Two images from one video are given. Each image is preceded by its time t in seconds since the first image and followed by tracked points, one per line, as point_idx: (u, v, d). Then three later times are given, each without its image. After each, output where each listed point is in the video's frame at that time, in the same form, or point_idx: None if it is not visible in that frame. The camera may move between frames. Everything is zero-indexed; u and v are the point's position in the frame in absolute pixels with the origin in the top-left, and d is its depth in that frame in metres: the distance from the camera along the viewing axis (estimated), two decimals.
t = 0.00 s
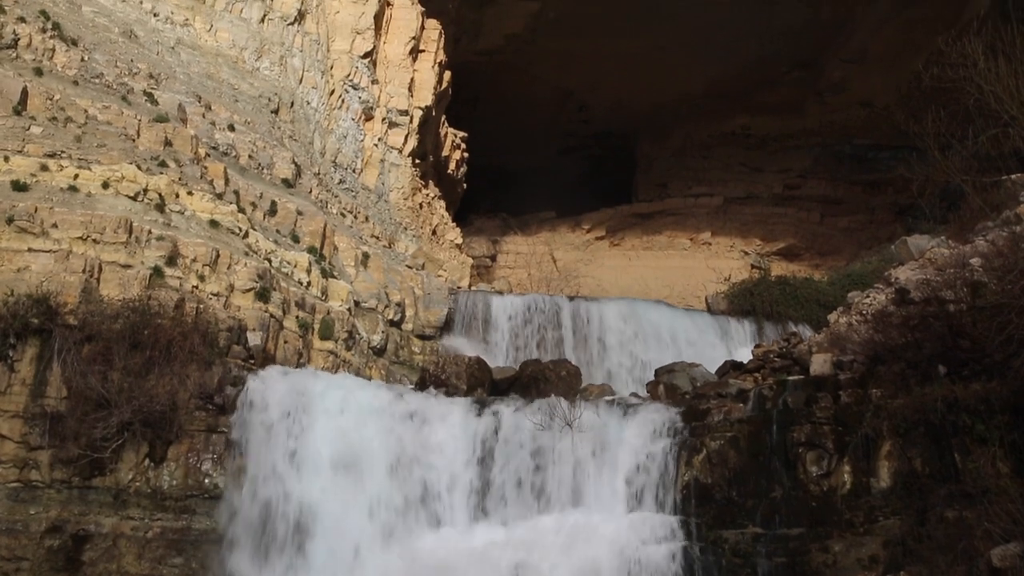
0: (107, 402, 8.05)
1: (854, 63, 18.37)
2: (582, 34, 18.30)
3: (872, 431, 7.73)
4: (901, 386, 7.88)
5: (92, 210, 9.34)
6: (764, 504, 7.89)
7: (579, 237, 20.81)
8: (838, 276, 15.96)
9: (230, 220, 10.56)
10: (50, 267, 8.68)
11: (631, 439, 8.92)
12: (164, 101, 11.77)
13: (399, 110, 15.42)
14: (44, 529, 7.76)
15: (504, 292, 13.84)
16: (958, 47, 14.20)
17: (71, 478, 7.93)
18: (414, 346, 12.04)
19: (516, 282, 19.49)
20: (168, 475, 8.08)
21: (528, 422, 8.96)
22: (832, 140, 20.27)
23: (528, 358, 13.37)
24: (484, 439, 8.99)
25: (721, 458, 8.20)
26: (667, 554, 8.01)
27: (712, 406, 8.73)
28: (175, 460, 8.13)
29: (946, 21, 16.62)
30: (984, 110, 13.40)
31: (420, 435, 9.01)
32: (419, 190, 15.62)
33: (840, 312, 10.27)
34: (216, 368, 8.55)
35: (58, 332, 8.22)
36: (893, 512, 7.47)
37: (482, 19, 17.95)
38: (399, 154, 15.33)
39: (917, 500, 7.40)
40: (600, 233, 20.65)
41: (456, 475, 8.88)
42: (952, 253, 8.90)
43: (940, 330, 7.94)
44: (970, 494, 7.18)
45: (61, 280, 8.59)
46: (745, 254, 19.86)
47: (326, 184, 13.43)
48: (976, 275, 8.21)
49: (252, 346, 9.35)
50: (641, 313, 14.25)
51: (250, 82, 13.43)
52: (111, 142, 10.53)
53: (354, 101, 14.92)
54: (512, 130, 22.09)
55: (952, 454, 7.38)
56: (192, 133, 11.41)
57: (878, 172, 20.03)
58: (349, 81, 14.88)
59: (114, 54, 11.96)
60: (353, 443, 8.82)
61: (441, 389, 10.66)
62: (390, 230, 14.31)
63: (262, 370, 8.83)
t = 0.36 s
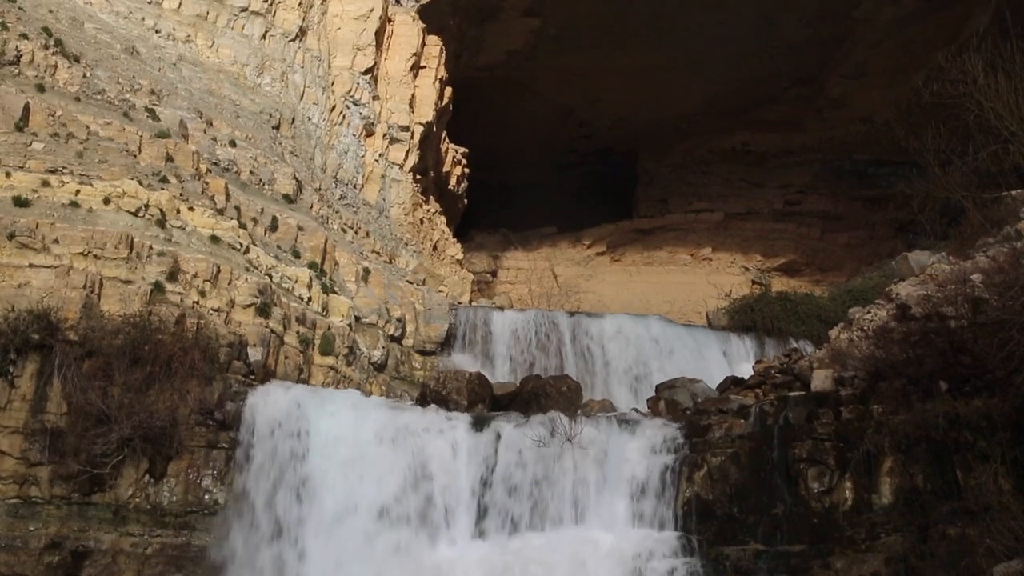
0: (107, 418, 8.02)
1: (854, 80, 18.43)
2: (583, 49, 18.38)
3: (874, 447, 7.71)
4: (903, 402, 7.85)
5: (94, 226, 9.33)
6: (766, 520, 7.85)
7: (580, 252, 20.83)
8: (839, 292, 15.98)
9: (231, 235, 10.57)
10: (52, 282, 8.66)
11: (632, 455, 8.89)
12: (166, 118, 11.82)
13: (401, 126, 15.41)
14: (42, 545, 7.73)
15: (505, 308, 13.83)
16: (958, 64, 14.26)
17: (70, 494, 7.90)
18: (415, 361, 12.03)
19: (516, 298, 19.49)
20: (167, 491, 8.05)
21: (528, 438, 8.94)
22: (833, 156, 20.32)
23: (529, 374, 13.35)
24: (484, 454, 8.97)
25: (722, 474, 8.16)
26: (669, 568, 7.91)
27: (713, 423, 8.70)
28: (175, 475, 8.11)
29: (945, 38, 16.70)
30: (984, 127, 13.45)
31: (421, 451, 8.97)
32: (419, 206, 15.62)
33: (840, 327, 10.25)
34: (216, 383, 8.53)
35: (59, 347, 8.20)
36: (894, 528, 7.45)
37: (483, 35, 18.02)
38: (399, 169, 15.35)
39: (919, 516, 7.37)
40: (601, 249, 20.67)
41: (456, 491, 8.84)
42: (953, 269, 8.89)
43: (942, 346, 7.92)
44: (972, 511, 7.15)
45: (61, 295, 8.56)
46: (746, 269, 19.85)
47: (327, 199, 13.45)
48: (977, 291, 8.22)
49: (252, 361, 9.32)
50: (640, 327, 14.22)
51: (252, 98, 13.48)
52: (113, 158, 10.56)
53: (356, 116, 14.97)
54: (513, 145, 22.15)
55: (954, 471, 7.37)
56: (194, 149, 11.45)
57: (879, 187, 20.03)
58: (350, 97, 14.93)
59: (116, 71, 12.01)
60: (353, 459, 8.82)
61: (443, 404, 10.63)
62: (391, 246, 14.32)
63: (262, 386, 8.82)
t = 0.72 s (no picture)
0: (107, 432, 7.99)
1: (854, 95, 18.49)
2: (584, 64, 18.48)
3: (875, 462, 7.67)
4: (904, 417, 7.83)
5: (95, 241, 9.32)
6: (767, 535, 7.82)
7: (580, 267, 20.83)
8: (839, 307, 16.01)
9: (232, 250, 10.58)
10: (53, 297, 8.67)
11: (633, 470, 8.87)
12: (168, 132, 11.86)
13: (401, 141, 15.49)
14: (42, 560, 7.72)
15: (505, 322, 13.82)
16: (958, 80, 14.30)
17: (69, 509, 7.87)
18: (415, 376, 12.00)
19: (517, 312, 19.49)
20: (167, 505, 8.02)
21: (529, 452, 8.92)
22: (832, 171, 20.38)
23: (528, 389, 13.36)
24: (485, 469, 8.95)
25: (723, 489, 8.12)
26: None
27: (714, 437, 8.70)
28: (175, 490, 8.08)
29: (945, 53, 16.60)
30: (984, 143, 13.50)
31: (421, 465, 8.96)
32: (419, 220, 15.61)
33: (840, 343, 10.28)
34: (217, 399, 8.54)
35: (59, 362, 8.18)
36: (896, 544, 7.42)
37: (483, 51, 18.10)
38: (399, 184, 15.39)
39: (921, 531, 7.33)
40: (601, 263, 20.70)
41: (456, 506, 8.81)
42: (953, 284, 8.91)
43: (943, 360, 7.95)
44: (974, 526, 7.17)
45: (63, 309, 8.57)
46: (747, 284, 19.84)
47: (328, 214, 13.48)
48: (977, 306, 8.22)
49: (252, 375, 9.29)
50: (641, 342, 14.22)
51: (253, 112, 13.52)
52: (114, 172, 10.59)
53: (357, 130, 15.00)
54: (514, 159, 22.19)
55: (955, 487, 7.37)
56: (195, 163, 11.47)
57: (879, 203, 20.04)
58: (352, 111, 14.96)
59: (118, 85, 12.05)
60: (353, 474, 8.79)
61: (444, 419, 10.56)
62: (391, 260, 14.32)
63: (263, 401, 8.81)
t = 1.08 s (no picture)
0: (107, 446, 7.97)
1: (854, 110, 18.53)
2: (585, 79, 18.54)
3: (877, 478, 7.65)
4: (905, 432, 7.80)
5: (96, 254, 9.36)
6: (768, 550, 7.85)
7: (581, 281, 20.84)
8: (840, 322, 16.01)
9: (234, 264, 10.60)
10: (54, 310, 8.61)
11: (633, 486, 8.89)
12: (170, 146, 11.89)
13: (403, 155, 15.58)
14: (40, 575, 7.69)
15: (507, 336, 13.91)
16: (958, 95, 14.34)
17: (69, 523, 7.86)
18: (416, 390, 11.99)
19: (518, 326, 19.50)
20: (167, 520, 8.02)
21: (530, 467, 8.90)
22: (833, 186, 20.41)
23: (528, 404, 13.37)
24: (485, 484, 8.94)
25: (724, 505, 8.21)
26: None
27: (715, 452, 8.70)
28: (175, 504, 8.08)
29: (945, 69, 16.48)
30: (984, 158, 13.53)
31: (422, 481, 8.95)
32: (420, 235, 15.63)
33: (842, 357, 10.27)
34: (218, 412, 8.52)
35: (60, 375, 8.13)
36: (898, 560, 7.34)
37: (484, 65, 18.16)
38: (401, 198, 15.45)
39: (924, 547, 7.27)
40: (602, 278, 20.75)
41: (457, 522, 8.82)
42: (954, 299, 8.91)
43: (944, 376, 7.92)
44: (977, 542, 7.06)
45: (64, 323, 8.51)
46: (747, 298, 19.81)
47: (330, 228, 13.52)
48: (979, 321, 8.21)
49: (252, 389, 9.28)
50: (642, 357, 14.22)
51: (255, 126, 13.56)
52: (116, 186, 10.60)
53: (359, 145, 15.04)
54: (515, 173, 22.24)
55: (958, 502, 7.28)
56: (197, 178, 11.50)
57: (879, 218, 20.02)
58: (353, 125, 15.01)
59: (121, 100, 12.10)
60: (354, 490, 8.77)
61: (445, 433, 10.55)
62: (392, 274, 14.33)
63: (263, 415, 8.74)
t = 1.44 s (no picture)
0: (107, 462, 7.96)
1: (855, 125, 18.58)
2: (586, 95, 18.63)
3: (879, 493, 7.64)
4: (907, 447, 7.79)
5: (97, 268, 9.37)
6: (770, 566, 7.78)
7: (581, 295, 20.86)
8: (841, 337, 16.03)
9: (234, 278, 10.59)
10: (56, 325, 8.62)
11: (635, 500, 8.83)
12: (171, 161, 11.92)
13: (404, 170, 15.67)
14: None
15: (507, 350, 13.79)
16: (958, 110, 14.40)
17: (68, 539, 7.84)
18: (416, 405, 11.99)
19: (519, 340, 19.52)
20: (167, 536, 7.98)
21: (531, 484, 8.88)
22: (833, 200, 20.48)
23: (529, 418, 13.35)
24: (486, 500, 8.91)
25: (726, 520, 8.13)
26: None
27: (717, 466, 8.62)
28: (175, 520, 8.05)
29: (946, 85, 16.59)
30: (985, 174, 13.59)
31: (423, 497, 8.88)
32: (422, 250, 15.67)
33: (841, 372, 10.28)
34: (218, 427, 8.48)
35: (60, 391, 8.15)
36: None
37: (486, 81, 18.23)
38: (402, 213, 15.49)
39: (926, 563, 7.31)
40: (603, 292, 20.67)
41: (457, 537, 8.81)
42: (955, 314, 8.93)
43: (945, 392, 7.91)
44: (979, 559, 7.14)
45: (65, 337, 8.54)
46: (748, 313, 19.93)
47: (331, 243, 13.55)
48: (980, 336, 8.24)
49: (253, 404, 9.27)
50: (642, 370, 14.25)
51: (257, 141, 13.60)
52: (118, 202, 10.60)
53: (359, 160, 15.07)
54: (515, 187, 22.26)
55: (960, 518, 7.33)
56: (198, 193, 11.51)
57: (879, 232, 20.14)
58: (354, 140, 15.04)
59: (123, 115, 12.13)
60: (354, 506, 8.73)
61: (445, 448, 10.55)
62: (392, 288, 14.35)
63: (263, 430, 8.62)
